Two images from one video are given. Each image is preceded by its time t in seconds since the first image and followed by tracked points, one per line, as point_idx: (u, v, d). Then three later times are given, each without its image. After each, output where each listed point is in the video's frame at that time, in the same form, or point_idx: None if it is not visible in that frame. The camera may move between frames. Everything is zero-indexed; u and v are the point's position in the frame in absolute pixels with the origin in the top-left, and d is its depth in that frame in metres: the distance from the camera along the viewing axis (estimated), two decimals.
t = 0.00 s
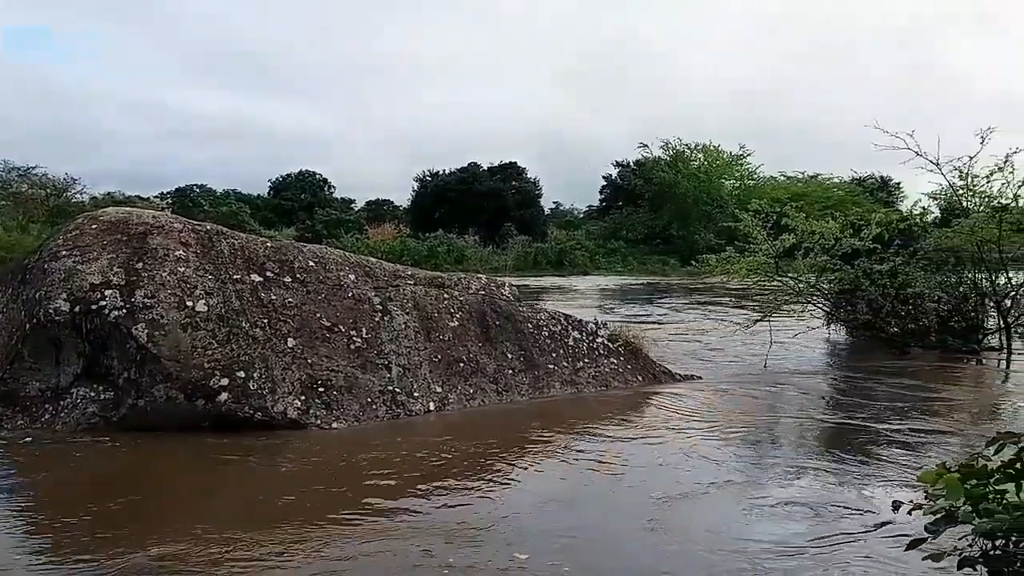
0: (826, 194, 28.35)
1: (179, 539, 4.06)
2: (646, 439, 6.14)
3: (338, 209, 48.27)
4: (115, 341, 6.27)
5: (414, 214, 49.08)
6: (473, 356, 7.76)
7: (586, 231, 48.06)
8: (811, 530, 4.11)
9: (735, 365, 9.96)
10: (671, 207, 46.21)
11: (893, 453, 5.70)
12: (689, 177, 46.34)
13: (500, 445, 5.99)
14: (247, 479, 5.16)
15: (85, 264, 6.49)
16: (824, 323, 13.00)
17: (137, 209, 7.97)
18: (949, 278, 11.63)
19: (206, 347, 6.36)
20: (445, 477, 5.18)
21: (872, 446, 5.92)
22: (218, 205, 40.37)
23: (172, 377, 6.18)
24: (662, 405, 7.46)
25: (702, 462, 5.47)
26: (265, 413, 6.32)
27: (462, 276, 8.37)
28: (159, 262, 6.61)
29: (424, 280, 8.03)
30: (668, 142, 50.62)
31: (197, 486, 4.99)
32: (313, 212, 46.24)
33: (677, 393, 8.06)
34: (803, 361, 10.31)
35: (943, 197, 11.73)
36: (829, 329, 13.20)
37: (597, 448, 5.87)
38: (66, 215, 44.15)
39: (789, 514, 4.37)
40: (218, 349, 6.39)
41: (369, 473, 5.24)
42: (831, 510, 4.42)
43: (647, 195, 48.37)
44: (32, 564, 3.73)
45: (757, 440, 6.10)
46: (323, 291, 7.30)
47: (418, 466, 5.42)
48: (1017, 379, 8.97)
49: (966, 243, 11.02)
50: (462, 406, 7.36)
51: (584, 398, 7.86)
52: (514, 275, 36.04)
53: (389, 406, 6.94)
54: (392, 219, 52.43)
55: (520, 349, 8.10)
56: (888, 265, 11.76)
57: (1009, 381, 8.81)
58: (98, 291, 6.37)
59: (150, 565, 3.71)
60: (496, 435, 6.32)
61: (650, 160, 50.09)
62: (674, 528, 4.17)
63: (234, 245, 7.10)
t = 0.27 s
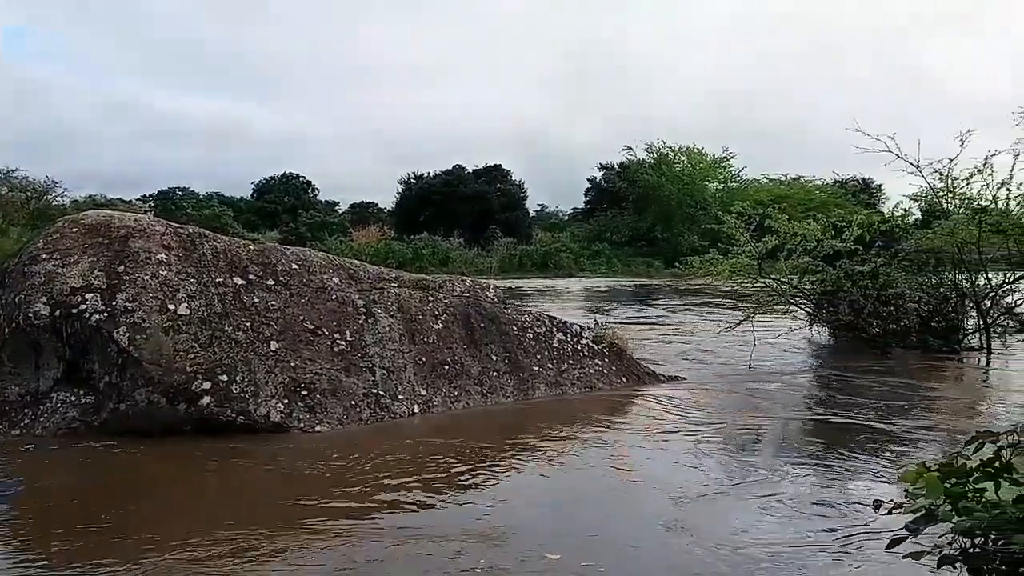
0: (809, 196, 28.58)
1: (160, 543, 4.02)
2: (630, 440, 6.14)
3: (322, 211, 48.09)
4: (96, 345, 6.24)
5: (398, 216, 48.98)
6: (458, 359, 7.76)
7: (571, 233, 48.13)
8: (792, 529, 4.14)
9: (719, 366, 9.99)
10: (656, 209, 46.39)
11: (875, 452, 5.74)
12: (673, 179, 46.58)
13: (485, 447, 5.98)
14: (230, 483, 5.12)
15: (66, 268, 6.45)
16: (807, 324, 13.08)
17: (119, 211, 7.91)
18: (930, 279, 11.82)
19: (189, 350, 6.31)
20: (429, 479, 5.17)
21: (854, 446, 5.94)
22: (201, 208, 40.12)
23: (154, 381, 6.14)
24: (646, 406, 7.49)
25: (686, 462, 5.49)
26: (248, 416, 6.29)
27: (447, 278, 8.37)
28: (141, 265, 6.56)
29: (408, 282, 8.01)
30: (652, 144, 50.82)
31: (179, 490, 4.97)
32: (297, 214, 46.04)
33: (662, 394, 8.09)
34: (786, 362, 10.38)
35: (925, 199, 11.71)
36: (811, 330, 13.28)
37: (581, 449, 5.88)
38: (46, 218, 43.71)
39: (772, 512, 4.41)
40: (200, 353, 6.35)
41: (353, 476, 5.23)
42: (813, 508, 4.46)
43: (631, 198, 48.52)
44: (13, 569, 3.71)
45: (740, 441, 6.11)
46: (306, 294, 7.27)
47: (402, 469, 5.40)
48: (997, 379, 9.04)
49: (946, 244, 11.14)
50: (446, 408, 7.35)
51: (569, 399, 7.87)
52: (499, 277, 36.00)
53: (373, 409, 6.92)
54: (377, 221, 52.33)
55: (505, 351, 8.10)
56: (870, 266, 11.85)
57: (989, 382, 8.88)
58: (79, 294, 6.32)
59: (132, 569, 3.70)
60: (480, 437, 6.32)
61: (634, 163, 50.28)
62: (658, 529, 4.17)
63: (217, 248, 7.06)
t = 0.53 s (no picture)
0: (788, 197, 28.81)
1: (135, 547, 3.98)
2: (610, 440, 6.15)
3: (302, 211, 47.83)
4: (72, 346, 6.17)
5: (379, 217, 48.80)
6: (438, 359, 7.74)
7: (552, 233, 48.20)
8: (770, 527, 4.17)
9: (699, 366, 10.04)
10: (636, 209, 46.57)
11: (852, 451, 5.80)
12: (653, 179, 46.81)
13: (466, 447, 5.97)
14: (206, 486, 5.07)
15: (40, 268, 6.37)
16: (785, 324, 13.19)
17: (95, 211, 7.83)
18: (907, 279, 11.93)
19: (166, 352, 6.25)
20: (409, 479, 5.16)
21: (832, 446, 5.97)
22: (179, 207, 39.75)
23: (130, 382, 6.08)
24: (626, 405, 7.51)
25: (666, 461, 5.52)
26: (226, 418, 6.24)
27: (427, 278, 8.35)
28: (117, 265, 6.49)
29: (388, 282, 7.99)
30: (632, 145, 51.01)
31: (157, 492, 4.93)
32: (276, 214, 45.74)
33: (641, 394, 8.12)
34: (765, 362, 10.46)
35: (901, 200, 11.90)
36: (790, 329, 13.39)
37: (562, 449, 5.89)
38: (20, 217, 43.11)
39: (751, 510, 4.44)
40: (178, 354, 6.29)
41: (333, 477, 5.21)
42: (791, 507, 4.50)
43: (611, 198, 48.68)
44: None
45: (719, 440, 6.13)
46: (285, 295, 7.22)
47: (381, 470, 5.38)
48: (972, 379, 9.14)
49: (921, 245, 11.26)
50: (427, 409, 7.33)
51: (550, 399, 7.88)
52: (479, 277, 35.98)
53: (353, 410, 6.88)
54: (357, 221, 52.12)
55: (486, 351, 8.10)
56: (847, 266, 11.97)
57: (964, 381, 8.98)
58: (54, 295, 6.24)
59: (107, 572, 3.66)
60: (461, 437, 6.31)
61: (615, 163, 50.46)
62: (637, 529, 4.17)
63: (194, 248, 7.00)
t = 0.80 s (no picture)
0: (768, 197, 29.01)
1: (113, 548, 3.94)
2: (593, 439, 6.16)
3: (283, 210, 47.56)
4: (49, 345, 6.10)
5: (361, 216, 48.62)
6: (421, 359, 7.72)
7: (535, 233, 48.24)
8: (751, 525, 4.19)
9: (681, 364, 10.07)
10: (618, 209, 46.71)
11: (832, 450, 5.84)
12: (635, 179, 46.98)
13: (448, 447, 5.96)
14: (186, 487, 5.02)
15: (17, 267, 6.29)
16: (766, 323, 13.27)
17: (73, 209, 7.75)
18: (886, 279, 12.02)
19: (145, 351, 6.20)
20: (391, 479, 5.15)
21: (812, 444, 6.00)
22: (159, 206, 39.40)
23: (109, 383, 6.02)
24: (608, 404, 7.53)
25: (648, 460, 5.53)
26: (206, 418, 6.19)
27: (409, 278, 8.34)
28: (95, 264, 6.42)
29: (370, 282, 7.97)
30: (615, 145, 51.16)
31: (136, 493, 4.88)
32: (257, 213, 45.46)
33: (623, 393, 8.14)
34: (746, 361, 10.51)
35: (880, 200, 12.06)
36: (771, 329, 13.47)
37: (544, 448, 5.89)
38: None
39: (732, 509, 4.46)
40: (157, 354, 6.24)
41: (314, 478, 5.18)
42: (772, 505, 4.52)
43: (594, 198, 48.80)
44: None
45: (700, 439, 6.16)
46: (266, 294, 7.18)
47: (362, 470, 5.36)
48: (949, 377, 9.24)
49: (900, 244, 11.36)
50: (409, 409, 7.30)
51: (532, 399, 7.88)
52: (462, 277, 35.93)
53: (334, 410, 6.84)
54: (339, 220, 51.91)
55: (468, 351, 8.09)
56: (827, 266, 12.06)
57: (942, 379, 9.07)
58: (31, 294, 6.18)
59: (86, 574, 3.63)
60: (443, 437, 6.30)
61: (597, 163, 50.59)
62: (620, 528, 4.16)
63: (174, 247, 6.94)
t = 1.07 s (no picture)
0: (748, 194, 29.20)
1: (90, 548, 3.91)
2: (574, 435, 6.17)
3: (263, 207, 47.22)
4: (24, 344, 6.03)
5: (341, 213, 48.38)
6: (401, 356, 7.70)
7: (517, 229, 48.26)
8: (730, 520, 4.22)
9: (661, 360, 10.12)
10: (600, 206, 46.82)
11: (811, 444, 5.88)
12: (616, 176, 47.11)
13: (429, 444, 5.94)
14: (163, 486, 4.96)
15: None
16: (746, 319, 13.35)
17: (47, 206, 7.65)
18: (864, 275, 12.12)
19: (121, 349, 6.13)
20: (372, 477, 5.13)
21: (791, 439, 6.05)
22: (137, 203, 38.99)
23: (85, 381, 5.95)
24: (589, 400, 7.54)
25: (628, 456, 5.55)
26: (183, 417, 6.14)
27: (390, 274, 8.32)
28: (70, 261, 6.34)
29: (350, 279, 7.93)
30: (596, 142, 51.25)
31: (114, 493, 4.84)
32: (237, 210, 45.11)
33: (604, 389, 8.16)
34: (726, 357, 10.57)
35: (858, 198, 12.15)
36: (751, 325, 13.56)
37: (525, 445, 5.90)
38: None
39: (712, 504, 4.49)
40: (134, 352, 6.18)
41: (294, 476, 5.15)
42: (751, 499, 4.55)
43: (576, 195, 48.87)
44: None
45: (681, 434, 6.19)
46: (244, 291, 7.13)
47: (343, 467, 5.33)
48: (926, 372, 9.35)
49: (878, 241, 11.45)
50: (390, 406, 7.28)
51: (514, 395, 7.88)
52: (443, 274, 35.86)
53: (314, 407, 6.81)
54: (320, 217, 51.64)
55: (449, 348, 8.07)
56: (806, 263, 12.15)
57: (919, 374, 9.18)
58: (5, 292, 6.09)
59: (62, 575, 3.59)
60: (424, 434, 6.28)
61: (579, 160, 50.68)
62: (601, 523, 4.17)
63: (151, 244, 6.87)
